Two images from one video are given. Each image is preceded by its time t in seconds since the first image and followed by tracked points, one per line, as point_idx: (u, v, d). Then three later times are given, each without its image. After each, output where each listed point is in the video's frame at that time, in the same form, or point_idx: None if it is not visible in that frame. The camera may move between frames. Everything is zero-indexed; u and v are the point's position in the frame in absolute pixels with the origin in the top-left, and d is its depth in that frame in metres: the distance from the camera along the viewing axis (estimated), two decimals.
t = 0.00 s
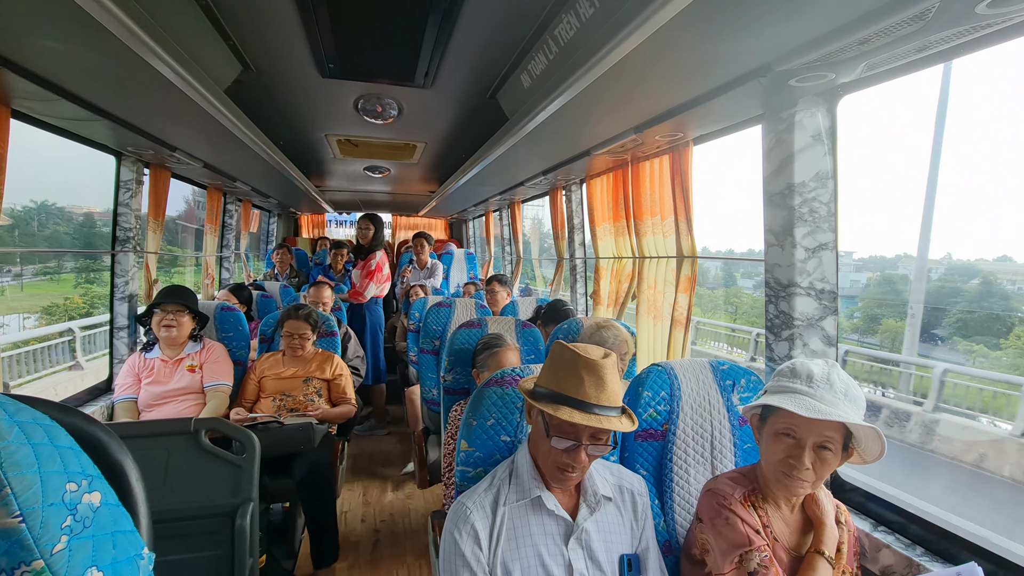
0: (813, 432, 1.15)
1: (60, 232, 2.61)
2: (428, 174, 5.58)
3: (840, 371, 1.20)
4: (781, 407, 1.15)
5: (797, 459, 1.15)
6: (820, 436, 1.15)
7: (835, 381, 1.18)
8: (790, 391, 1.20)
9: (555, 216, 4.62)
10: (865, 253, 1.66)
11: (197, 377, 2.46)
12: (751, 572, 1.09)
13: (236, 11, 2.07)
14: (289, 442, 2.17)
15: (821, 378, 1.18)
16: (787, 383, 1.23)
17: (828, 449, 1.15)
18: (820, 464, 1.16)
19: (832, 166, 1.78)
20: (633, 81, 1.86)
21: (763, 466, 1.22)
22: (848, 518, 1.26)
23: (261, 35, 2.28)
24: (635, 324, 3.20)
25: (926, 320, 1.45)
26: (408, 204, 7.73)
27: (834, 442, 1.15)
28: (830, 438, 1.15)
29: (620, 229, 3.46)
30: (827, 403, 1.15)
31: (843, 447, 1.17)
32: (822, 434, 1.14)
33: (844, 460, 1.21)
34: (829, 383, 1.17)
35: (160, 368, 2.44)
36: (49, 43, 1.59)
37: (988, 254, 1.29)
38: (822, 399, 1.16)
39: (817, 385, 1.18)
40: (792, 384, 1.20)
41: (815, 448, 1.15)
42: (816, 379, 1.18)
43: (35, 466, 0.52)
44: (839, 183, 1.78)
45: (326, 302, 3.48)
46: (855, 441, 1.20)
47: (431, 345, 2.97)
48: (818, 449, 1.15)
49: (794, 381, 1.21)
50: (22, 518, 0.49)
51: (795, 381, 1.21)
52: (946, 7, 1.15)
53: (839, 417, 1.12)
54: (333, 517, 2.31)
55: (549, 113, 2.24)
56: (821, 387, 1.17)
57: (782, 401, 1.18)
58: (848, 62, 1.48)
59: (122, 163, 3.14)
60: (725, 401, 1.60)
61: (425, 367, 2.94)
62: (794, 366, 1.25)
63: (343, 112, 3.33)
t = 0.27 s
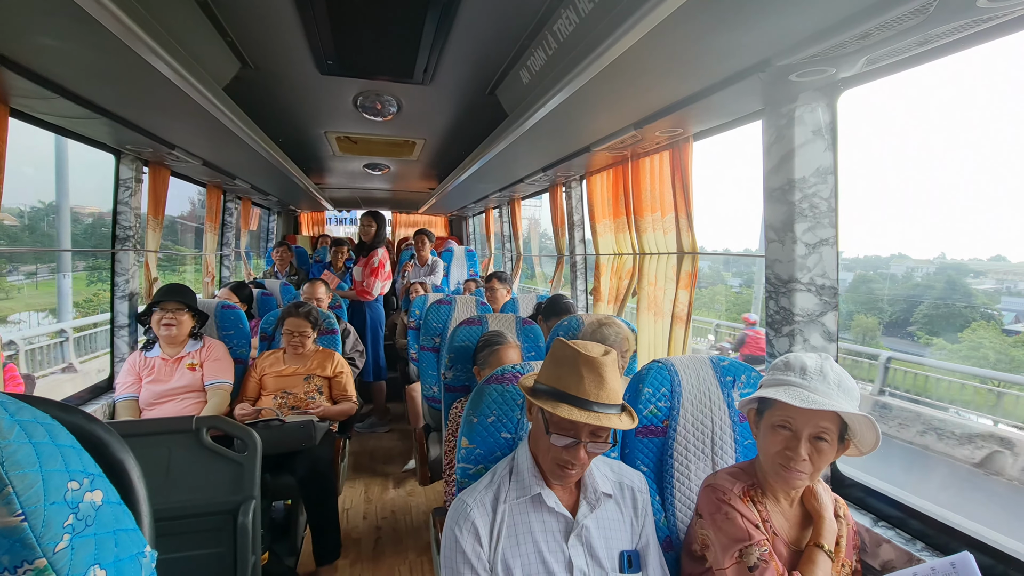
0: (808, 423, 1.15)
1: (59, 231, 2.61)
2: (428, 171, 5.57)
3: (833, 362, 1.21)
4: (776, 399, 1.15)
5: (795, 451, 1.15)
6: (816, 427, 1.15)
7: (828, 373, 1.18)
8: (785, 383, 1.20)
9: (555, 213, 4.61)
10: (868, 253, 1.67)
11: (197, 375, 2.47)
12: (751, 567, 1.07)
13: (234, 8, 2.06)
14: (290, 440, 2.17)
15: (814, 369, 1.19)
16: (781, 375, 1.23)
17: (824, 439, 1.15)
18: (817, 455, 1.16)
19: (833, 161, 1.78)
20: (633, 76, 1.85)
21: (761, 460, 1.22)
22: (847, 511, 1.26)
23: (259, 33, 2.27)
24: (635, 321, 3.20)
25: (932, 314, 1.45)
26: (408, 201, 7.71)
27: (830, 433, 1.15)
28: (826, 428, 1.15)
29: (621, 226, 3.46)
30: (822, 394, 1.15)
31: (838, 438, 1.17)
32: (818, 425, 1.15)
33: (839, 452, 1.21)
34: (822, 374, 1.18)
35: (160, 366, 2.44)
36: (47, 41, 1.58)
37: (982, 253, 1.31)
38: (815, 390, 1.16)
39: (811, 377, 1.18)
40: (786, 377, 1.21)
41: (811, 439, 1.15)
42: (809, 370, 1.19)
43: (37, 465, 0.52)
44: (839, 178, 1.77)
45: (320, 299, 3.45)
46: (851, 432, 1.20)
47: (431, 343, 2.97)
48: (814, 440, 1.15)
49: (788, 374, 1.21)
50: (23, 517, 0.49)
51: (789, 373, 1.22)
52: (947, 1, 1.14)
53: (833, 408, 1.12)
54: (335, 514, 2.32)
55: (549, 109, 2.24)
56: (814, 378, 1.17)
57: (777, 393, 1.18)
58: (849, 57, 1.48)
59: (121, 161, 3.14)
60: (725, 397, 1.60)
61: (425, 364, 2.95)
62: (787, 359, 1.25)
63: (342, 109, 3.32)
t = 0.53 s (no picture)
0: (796, 420, 1.15)
1: (60, 234, 2.61)
2: (428, 173, 5.57)
3: (819, 359, 1.21)
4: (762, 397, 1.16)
5: (784, 447, 1.15)
6: (804, 423, 1.15)
7: (813, 369, 1.18)
8: (771, 381, 1.21)
9: (555, 214, 4.61)
10: (868, 253, 1.67)
11: (197, 377, 2.47)
12: (745, 565, 1.07)
13: (233, 10, 2.06)
14: (290, 442, 2.17)
15: (799, 366, 1.19)
16: (767, 374, 1.23)
17: (813, 436, 1.15)
18: (806, 452, 1.16)
19: (832, 161, 1.78)
20: (632, 77, 1.85)
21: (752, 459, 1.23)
22: (843, 508, 1.26)
23: (258, 35, 2.28)
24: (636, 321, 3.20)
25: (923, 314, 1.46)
26: (408, 202, 7.72)
27: (818, 429, 1.15)
28: (814, 425, 1.15)
29: (620, 226, 3.46)
30: (807, 390, 1.15)
31: (828, 434, 1.17)
32: (806, 421, 1.15)
33: (830, 448, 1.21)
34: (808, 371, 1.18)
35: (160, 369, 2.44)
36: (47, 44, 1.59)
37: (977, 254, 1.31)
38: (802, 387, 1.16)
39: (796, 374, 1.18)
40: (773, 375, 1.21)
41: (799, 435, 1.15)
42: (795, 367, 1.19)
43: (38, 468, 0.52)
44: (839, 178, 1.78)
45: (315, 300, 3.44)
46: (840, 428, 1.20)
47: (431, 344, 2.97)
48: (803, 436, 1.16)
49: (775, 372, 1.22)
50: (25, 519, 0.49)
51: (775, 371, 1.22)
52: (944, 1, 1.15)
53: (819, 403, 1.12)
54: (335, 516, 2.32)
55: (548, 110, 2.24)
56: (800, 375, 1.18)
57: (764, 391, 1.18)
58: (848, 57, 1.48)
59: (121, 164, 3.14)
60: (726, 397, 1.60)
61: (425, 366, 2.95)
62: (774, 357, 1.25)
63: (341, 111, 3.32)
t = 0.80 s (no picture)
0: (788, 418, 1.15)
1: (59, 233, 2.61)
2: (427, 172, 5.57)
3: (809, 356, 1.21)
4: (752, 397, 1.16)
5: (777, 447, 1.15)
6: (795, 421, 1.15)
7: (803, 366, 1.18)
8: (762, 380, 1.21)
9: (554, 213, 4.61)
10: (869, 254, 1.68)
11: (196, 377, 2.47)
12: (741, 570, 1.08)
13: (233, 9, 2.06)
14: (290, 441, 2.17)
15: (789, 364, 1.19)
16: (758, 373, 1.23)
17: (805, 433, 1.15)
18: (800, 451, 1.15)
19: (832, 161, 1.78)
20: (632, 76, 1.85)
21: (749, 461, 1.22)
22: (842, 509, 1.26)
23: (258, 34, 2.27)
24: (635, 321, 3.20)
25: (927, 314, 1.46)
26: (408, 202, 7.72)
27: (810, 427, 1.15)
28: (805, 422, 1.15)
29: (620, 226, 3.46)
30: (798, 388, 1.15)
31: (820, 431, 1.17)
32: (798, 419, 1.15)
33: (824, 445, 1.21)
34: (798, 368, 1.18)
35: (159, 368, 2.44)
36: (46, 43, 1.58)
37: (971, 256, 1.33)
38: (792, 384, 1.16)
39: (787, 372, 1.18)
40: (764, 374, 1.21)
41: (792, 434, 1.15)
42: (785, 365, 1.19)
43: (38, 467, 0.52)
44: (838, 178, 1.78)
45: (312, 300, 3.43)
46: (831, 424, 1.19)
47: (430, 343, 2.97)
48: (796, 435, 1.15)
49: (766, 371, 1.22)
50: (25, 518, 0.49)
51: (766, 370, 1.22)
52: (945, 1, 1.15)
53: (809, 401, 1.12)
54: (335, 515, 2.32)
55: (548, 110, 2.24)
56: (790, 373, 1.18)
57: (754, 391, 1.19)
58: (848, 57, 1.48)
59: (120, 163, 3.14)
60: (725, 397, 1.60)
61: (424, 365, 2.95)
62: (764, 357, 1.25)
63: (340, 110, 3.32)
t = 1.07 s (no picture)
0: (793, 428, 1.15)
1: (59, 233, 2.61)
2: (427, 174, 5.57)
3: (819, 366, 1.21)
4: (760, 406, 1.16)
5: (781, 457, 1.15)
6: (801, 432, 1.15)
7: (812, 377, 1.18)
8: (770, 389, 1.20)
9: (554, 216, 4.61)
10: (869, 255, 1.67)
11: (195, 378, 2.46)
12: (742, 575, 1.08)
13: (234, 11, 2.06)
14: (288, 443, 2.17)
15: (799, 374, 1.19)
16: (766, 381, 1.23)
17: (811, 445, 1.15)
18: (805, 461, 1.15)
19: (832, 164, 1.78)
20: (633, 79, 1.86)
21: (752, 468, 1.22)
22: (842, 515, 1.26)
23: (258, 36, 2.28)
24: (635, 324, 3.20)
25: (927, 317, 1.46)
26: (408, 204, 7.73)
27: (816, 438, 1.14)
28: (811, 434, 1.15)
29: (619, 228, 3.46)
30: (806, 400, 1.15)
31: (826, 442, 1.16)
32: (804, 430, 1.14)
33: (830, 456, 1.21)
34: (806, 379, 1.18)
35: (157, 369, 2.43)
36: (47, 43, 1.59)
37: (966, 256, 1.35)
38: (800, 395, 1.16)
39: (795, 382, 1.18)
40: (771, 382, 1.21)
41: (797, 445, 1.15)
42: (794, 376, 1.19)
43: (35, 469, 0.52)
44: (838, 181, 1.78)
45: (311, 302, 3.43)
46: (837, 436, 1.20)
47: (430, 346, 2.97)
48: (801, 446, 1.15)
49: (774, 379, 1.22)
50: (22, 520, 0.49)
51: (774, 379, 1.22)
52: (945, 5, 1.15)
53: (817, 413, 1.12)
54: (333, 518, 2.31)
55: (548, 112, 2.24)
56: (799, 383, 1.17)
57: (761, 400, 1.18)
58: (847, 60, 1.49)
59: (120, 163, 3.14)
60: (725, 400, 1.60)
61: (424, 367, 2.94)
62: (773, 365, 1.25)
63: (341, 111, 3.32)
